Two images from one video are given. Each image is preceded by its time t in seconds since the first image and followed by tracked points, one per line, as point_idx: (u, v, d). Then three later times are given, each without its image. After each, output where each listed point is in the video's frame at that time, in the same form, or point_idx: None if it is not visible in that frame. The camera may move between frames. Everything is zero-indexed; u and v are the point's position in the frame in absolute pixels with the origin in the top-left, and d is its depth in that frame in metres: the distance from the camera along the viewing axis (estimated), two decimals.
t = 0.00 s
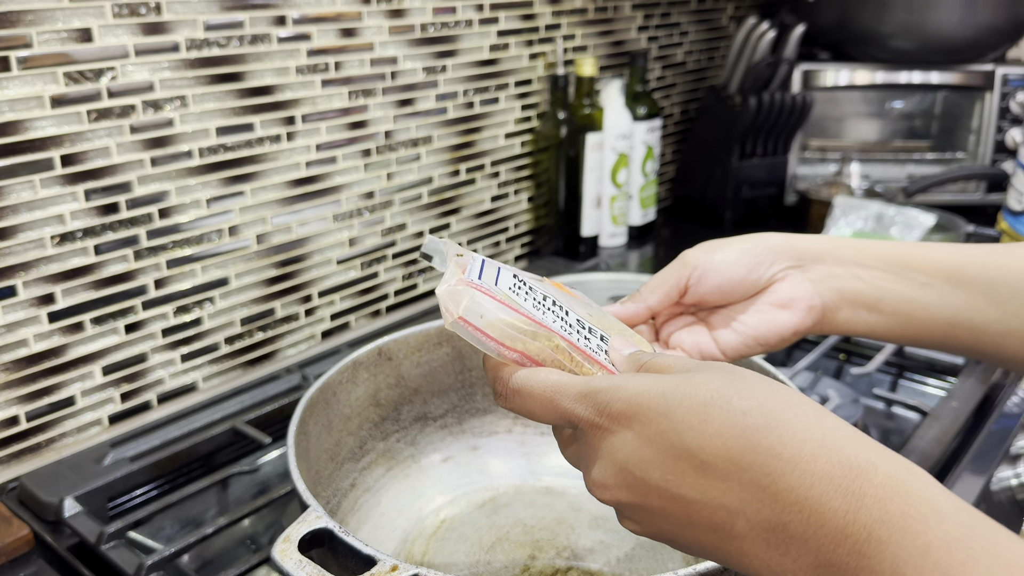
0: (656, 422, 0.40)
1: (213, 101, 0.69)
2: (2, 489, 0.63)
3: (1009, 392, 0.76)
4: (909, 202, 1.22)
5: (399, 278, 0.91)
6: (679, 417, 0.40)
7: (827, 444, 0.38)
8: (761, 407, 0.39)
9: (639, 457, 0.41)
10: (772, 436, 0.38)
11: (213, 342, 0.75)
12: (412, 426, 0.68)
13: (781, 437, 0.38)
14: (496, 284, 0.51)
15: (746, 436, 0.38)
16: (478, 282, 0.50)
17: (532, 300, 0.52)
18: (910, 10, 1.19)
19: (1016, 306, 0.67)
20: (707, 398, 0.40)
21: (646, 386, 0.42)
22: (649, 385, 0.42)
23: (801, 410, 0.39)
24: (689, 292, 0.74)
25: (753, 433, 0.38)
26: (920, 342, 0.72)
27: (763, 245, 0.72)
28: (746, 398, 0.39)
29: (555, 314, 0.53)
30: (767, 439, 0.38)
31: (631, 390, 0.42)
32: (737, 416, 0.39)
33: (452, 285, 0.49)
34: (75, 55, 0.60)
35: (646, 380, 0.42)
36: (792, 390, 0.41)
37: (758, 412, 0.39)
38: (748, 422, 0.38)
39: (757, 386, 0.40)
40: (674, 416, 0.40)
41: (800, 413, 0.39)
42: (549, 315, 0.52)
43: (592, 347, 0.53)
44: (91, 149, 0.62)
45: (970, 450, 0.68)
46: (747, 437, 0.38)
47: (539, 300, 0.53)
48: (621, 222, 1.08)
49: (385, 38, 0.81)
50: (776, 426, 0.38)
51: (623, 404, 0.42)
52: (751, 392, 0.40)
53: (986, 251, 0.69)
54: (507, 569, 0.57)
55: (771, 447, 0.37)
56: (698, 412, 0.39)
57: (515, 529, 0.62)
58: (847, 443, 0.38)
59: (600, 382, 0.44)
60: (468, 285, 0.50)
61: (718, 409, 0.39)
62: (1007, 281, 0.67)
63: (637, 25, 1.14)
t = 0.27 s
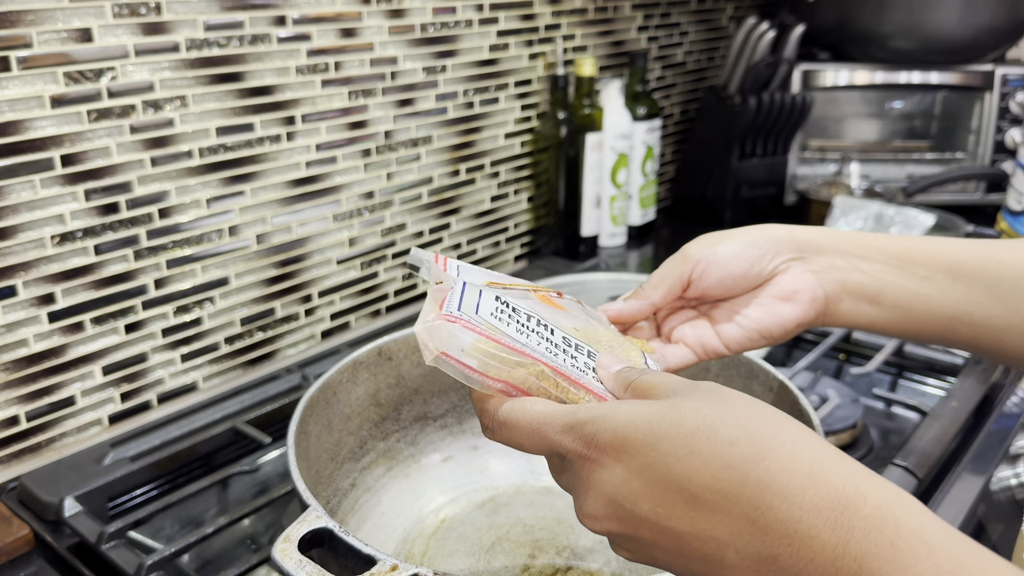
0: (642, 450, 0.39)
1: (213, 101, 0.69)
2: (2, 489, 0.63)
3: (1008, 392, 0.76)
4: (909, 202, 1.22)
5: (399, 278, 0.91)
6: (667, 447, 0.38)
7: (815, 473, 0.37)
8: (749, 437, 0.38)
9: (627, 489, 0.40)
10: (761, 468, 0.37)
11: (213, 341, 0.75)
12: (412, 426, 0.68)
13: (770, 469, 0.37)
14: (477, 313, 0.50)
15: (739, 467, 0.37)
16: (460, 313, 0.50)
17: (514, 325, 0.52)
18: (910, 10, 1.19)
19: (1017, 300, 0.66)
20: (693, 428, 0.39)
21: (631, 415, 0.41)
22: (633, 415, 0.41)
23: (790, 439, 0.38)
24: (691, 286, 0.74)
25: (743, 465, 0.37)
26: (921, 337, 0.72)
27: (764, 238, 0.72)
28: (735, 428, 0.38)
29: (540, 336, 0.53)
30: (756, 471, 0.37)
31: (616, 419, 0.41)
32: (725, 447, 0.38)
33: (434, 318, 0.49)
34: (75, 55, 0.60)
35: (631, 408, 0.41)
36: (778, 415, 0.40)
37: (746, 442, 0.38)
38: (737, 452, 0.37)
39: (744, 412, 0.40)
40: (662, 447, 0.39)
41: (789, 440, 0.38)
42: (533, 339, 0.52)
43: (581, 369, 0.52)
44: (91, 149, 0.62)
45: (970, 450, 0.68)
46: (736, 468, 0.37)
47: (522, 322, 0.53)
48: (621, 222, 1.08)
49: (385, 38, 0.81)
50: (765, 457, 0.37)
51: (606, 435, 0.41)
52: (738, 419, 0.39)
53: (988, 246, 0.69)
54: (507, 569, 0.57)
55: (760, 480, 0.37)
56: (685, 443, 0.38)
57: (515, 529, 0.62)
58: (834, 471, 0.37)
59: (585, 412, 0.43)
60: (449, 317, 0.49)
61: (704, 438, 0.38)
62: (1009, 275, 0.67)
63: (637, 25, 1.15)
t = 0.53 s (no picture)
0: (622, 533, 0.40)
1: (213, 101, 0.69)
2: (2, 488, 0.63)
3: (1008, 392, 0.76)
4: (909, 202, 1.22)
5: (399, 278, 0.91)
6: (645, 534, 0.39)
7: (793, 557, 0.36)
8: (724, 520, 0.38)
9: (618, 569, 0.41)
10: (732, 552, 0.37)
11: (213, 342, 0.75)
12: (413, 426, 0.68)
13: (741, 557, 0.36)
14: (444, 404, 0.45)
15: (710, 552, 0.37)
16: (424, 418, 0.44)
17: (489, 396, 0.47)
18: (910, 10, 1.19)
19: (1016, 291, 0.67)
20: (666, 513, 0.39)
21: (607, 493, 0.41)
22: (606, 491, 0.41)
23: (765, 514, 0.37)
24: (694, 263, 0.73)
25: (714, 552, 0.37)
26: (918, 321, 0.73)
27: (766, 215, 0.72)
28: (707, 509, 0.38)
29: (521, 391, 0.48)
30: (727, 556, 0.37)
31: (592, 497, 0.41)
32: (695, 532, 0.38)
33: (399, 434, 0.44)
34: (76, 55, 0.60)
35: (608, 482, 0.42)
36: (760, 483, 0.39)
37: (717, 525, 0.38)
38: (710, 543, 0.37)
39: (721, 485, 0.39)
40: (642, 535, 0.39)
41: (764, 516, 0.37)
42: (514, 402, 0.47)
43: (570, 420, 0.47)
44: (91, 149, 0.62)
45: (970, 450, 0.68)
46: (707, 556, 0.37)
47: (498, 382, 0.48)
48: (621, 222, 1.07)
49: (385, 38, 0.81)
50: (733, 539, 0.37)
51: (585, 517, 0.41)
52: (713, 495, 0.38)
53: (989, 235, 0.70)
54: (507, 569, 0.57)
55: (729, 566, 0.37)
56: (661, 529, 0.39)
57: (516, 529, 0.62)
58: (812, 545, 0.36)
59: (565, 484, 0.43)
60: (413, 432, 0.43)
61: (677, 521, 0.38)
62: (1008, 264, 0.68)
63: (637, 25, 1.15)
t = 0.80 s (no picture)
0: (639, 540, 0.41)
1: (213, 101, 0.69)
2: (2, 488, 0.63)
3: (1008, 392, 0.76)
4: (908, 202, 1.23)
5: (399, 278, 0.91)
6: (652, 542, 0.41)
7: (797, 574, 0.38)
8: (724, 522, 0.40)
9: None
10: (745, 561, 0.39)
11: (214, 341, 0.75)
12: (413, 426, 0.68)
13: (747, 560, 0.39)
14: (456, 440, 0.47)
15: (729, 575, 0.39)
16: (438, 469, 0.46)
17: (501, 411, 0.47)
18: (910, 10, 1.19)
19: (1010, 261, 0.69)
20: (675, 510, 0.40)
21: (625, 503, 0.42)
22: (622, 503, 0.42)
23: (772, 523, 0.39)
24: (694, 219, 0.72)
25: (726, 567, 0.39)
26: (903, 287, 0.74)
27: (765, 172, 0.73)
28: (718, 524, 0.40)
29: (530, 396, 0.48)
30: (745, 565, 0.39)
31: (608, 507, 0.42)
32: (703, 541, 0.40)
33: (418, 493, 0.46)
34: (76, 55, 0.60)
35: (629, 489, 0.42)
36: (763, 499, 0.40)
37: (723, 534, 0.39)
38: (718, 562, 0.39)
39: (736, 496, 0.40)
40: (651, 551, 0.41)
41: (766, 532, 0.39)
42: (526, 412, 0.47)
43: (584, 413, 0.47)
44: (91, 149, 0.62)
45: (969, 450, 0.68)
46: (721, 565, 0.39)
47: (509, 392, 0.48)
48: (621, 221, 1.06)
49: (385, 39, 0.81)
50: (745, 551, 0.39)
51: (601, 526, 0.42)
52: (715, 517, 0.40)
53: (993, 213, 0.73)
54: (507, 569, 0.57)
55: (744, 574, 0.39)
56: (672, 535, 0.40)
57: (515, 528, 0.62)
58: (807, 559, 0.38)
59: (580, 495, 0.44)
60: (431, 485, 0.46)
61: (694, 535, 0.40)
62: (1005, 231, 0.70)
63: (637, 25, 1.15)
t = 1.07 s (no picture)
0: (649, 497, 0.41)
1: (213, 101, 0.69)
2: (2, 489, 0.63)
3: (1008, 392, 0.76)
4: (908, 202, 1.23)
5: (399, 278, 0.91)
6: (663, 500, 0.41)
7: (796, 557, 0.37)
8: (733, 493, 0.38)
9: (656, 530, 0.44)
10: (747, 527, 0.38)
11: (214, 341, 0.75)
12: (413, 426, 0.68)
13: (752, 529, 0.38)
14: (488, 420, 0.47)
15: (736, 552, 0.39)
16: (480, 452, 0.48)
17: (524, 385, 0.47)
18: (910, 10, 1.19)
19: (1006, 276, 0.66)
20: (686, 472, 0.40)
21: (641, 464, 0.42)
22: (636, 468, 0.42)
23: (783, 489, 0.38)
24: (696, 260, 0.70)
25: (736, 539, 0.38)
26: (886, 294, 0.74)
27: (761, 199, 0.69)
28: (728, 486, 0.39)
29: (549, 361, 0.46)
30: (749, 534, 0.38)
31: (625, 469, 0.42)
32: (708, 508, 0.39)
33: (466, 483, 0.50)
34: (76, 55, 0.60)
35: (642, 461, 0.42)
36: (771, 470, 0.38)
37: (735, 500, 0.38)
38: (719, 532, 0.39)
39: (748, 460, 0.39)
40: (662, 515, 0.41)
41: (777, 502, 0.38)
42: (547, 380, 0.46)
43: (602, 372, 0.46)
44: (92, 149, 0.62)
45: (970, 450, 0.68)
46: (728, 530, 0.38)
47: (530, 362, 0.47)
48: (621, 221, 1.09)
49: (385, 39, 0.81)
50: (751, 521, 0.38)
51: (619, 489, 0.43)
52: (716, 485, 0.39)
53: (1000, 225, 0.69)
54: (507, 569, 0.57)
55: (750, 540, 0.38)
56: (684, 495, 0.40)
57: (515, 529, 0.62)
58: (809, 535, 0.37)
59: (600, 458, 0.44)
60: (476, 470, 0.48)
61: (713, 498, 0.39)
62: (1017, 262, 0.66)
63: (637, 26, 1.15)
